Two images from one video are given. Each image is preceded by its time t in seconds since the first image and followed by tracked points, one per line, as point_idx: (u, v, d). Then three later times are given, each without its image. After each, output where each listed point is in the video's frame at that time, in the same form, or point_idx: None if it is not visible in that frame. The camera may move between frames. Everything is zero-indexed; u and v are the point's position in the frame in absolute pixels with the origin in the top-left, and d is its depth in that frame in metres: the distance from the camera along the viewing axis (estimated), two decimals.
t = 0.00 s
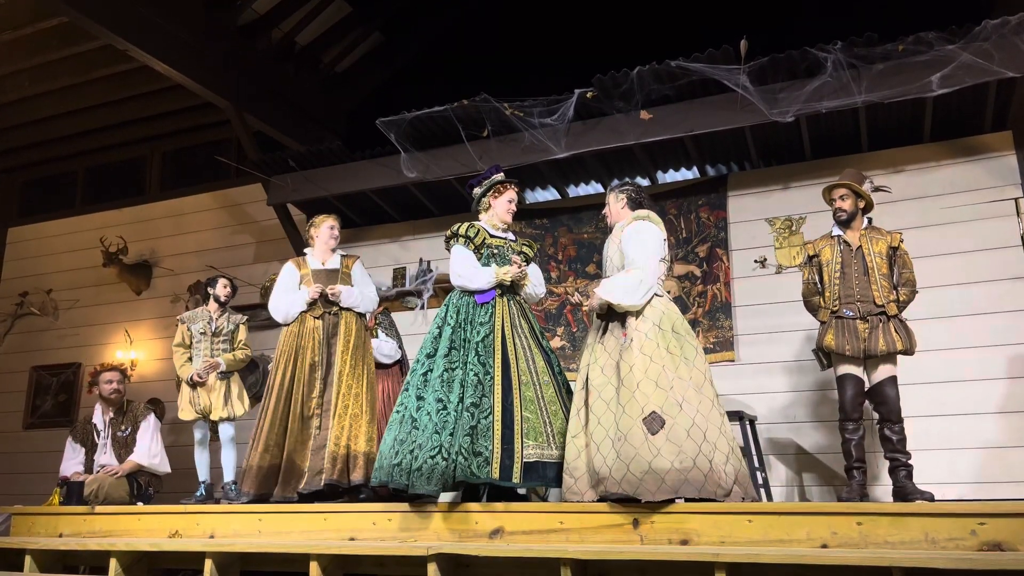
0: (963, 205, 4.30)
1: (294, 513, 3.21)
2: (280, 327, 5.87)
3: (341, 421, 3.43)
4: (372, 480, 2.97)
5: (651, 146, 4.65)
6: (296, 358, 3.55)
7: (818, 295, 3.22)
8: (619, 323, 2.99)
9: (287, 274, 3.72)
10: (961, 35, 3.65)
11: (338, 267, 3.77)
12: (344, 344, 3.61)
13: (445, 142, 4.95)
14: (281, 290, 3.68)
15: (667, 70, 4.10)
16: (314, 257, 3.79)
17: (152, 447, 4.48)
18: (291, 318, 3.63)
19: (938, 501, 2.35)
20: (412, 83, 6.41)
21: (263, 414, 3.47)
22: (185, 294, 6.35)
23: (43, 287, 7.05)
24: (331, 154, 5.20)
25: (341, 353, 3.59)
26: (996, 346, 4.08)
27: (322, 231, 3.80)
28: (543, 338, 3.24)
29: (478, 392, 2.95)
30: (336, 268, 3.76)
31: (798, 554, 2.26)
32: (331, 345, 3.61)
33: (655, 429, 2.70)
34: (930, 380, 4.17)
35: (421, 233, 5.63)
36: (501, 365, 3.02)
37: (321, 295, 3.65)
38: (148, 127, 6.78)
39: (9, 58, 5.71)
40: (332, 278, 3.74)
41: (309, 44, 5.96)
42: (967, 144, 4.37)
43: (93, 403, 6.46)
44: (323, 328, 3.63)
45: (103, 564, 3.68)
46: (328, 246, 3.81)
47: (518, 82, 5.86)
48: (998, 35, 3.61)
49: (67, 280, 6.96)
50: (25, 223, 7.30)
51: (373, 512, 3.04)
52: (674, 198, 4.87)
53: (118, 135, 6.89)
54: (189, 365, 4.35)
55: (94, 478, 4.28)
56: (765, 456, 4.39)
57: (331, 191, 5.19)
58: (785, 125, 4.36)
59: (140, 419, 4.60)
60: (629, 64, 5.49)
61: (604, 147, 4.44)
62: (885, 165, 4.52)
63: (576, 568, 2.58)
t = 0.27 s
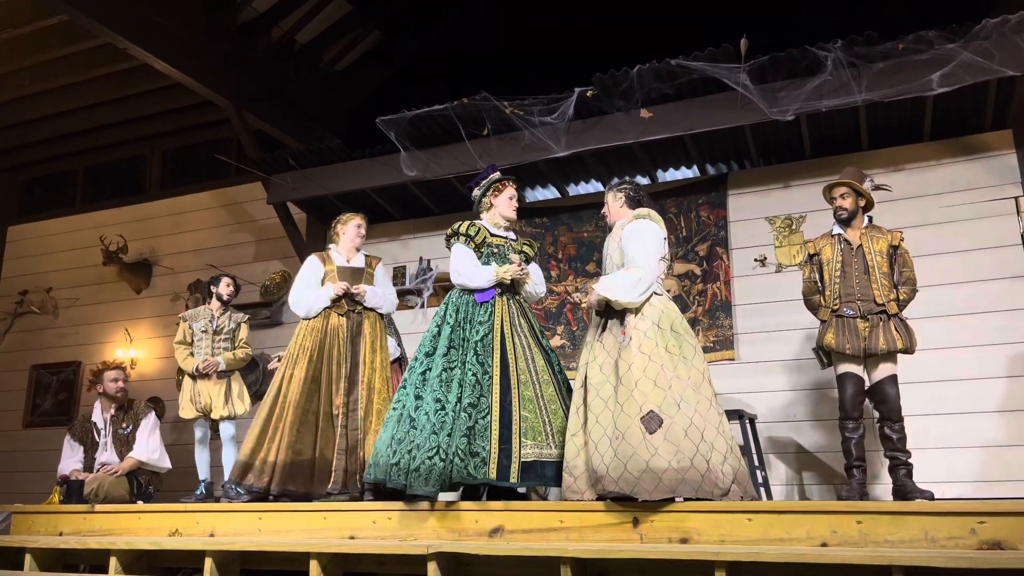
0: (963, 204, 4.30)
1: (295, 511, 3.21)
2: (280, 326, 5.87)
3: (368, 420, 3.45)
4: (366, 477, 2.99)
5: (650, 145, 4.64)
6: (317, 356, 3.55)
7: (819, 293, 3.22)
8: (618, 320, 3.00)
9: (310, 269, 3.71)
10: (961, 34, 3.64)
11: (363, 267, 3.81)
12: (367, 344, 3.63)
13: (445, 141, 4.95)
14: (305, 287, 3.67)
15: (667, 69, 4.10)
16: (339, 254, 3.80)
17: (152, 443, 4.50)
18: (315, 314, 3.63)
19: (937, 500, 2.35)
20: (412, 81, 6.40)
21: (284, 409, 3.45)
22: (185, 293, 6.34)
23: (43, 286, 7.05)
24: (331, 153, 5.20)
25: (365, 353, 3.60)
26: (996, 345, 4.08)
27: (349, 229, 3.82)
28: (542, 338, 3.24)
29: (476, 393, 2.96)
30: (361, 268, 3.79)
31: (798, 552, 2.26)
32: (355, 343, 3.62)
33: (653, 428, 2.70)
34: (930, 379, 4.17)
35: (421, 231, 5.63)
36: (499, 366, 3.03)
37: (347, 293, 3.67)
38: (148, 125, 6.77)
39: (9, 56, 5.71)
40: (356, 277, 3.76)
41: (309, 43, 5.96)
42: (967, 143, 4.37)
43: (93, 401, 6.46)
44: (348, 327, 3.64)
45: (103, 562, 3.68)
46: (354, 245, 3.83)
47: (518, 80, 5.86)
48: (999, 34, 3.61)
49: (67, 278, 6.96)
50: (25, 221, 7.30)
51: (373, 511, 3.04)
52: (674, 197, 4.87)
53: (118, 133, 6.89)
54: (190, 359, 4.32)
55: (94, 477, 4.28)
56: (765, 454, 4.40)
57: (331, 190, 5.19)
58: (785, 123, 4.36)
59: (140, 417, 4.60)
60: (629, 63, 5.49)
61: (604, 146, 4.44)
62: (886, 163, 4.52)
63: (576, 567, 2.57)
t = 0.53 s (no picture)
0: (963, 203, 4.30)
1: (295, 509, 3.21)
2: (280, 324, 5.87)
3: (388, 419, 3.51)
4: (357, 472, 3.02)
5: (650, 143, 4.64)
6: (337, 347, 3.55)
7: (819, 292, 3.23)
8: (617, 318, 3.00)
9: (332, 260, 3.68)
10: (962, 32, 3.64)
11: (386, 264, 3.79)
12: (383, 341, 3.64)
13: (445, 139, 4.94)
14: (326, 278, 3.64)
15: (667, 67, 4.09)
16: (362, 249, 3.79)
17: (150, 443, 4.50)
18: (333, 306, 3.62)
19: (936, 499, 2.35)
20: (412, 80, 6.40)
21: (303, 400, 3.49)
22: (185, 291, 6.34)
23: (42, 284, 7.04)
24: (331, 151, 5.19)
25: (382, 349, 3.62)
26: (996, 343, 4.08)
27: (375, 224, 3.79)
28: (539, 340, 3.22)
29: (470, 396, 2.96)
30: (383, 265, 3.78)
31: (797, 550, 2.26)
32: (373, 340, 3.62)
33: (652, 426, 2.69)
34: (929, 377, 4.18)
35: (421, 230, 5.63)
36: (494, 368, 3.03)
37: (367, 289, 3.65)
38: (148, 123, 6.77)
39: (8, 54, 5.70)
40: (377, 274, 3.75)
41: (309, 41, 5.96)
42: (967, 141, 4.37)
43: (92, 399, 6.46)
44: (364, 323, 3.63)
45: (102, 560, 3.68)
46: (378, 240, 3.80)
47: (518, 79, 5.85)
48: (999, 32, 3.61)
49: (67, 277, 6.95)
50: (24, 220, 7.29)
51: (373, 509, 3.04)
52: (673, 195, 4.87)
53: (118, 131, 6.88)
54: (193, 355, 4.31)
55: (93, 475, 4.27)
56: (765, 453, 4.40)
57: (331, 188, 5.19)
58: (784, 122, 4.36)
59: (139, 415, 4.60)
60: (630, 61, 5.48)
61: (604, 144, 4.43)
62: (886, 162, 4.52)
63: (576, 565, 2.58)
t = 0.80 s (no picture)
0: (963, 201, 4.30)
1: (294, 508, 3.21)
2: (280, 323, 5.87)
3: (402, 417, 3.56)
4: (349, 466, 3.03)
5: (649, 142, 4.64)
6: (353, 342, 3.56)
7: (818, 290, 3.21)
8: (617, 316, 3.00)
9: (340, 257, 3.65)
10: (961, 31, 3.64)
11: (393, 262, 3.81)
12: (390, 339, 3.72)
13: (445, 138, 4.94)
14: (333, 275, 3.61)
15: (667, 66, 4.09)
16: (369, 246, 3.77)
17: (151, 443, 4.51)
18: (344, 302, 3.58)
19: (936, 497, 2.35)
20: (412, 79, 6.40)
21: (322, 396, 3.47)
22: (185, 290, 6.34)
23: (42, 283, 7.04)
24: (331, 150, 5.19)
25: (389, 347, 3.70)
26: (996, 342, 4.08)
27: (381, 221, 3.78)
28: (533, 344, 3.23)
29: (463, 398, 2.96)
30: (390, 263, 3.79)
31: (796, 549, 2.26)
32: (381, 338, 3.67)
33: (653, 425, 2.69)
34: (929, 376, 4.18)
35: (420, 229, 5.63)
36: (489, 371, 3.03)
37: (378, 287, 3.66)
38: (148, 122, 6.77)
39: (8, 53, 5.70)
40: (386, 272, 3.75)
41: (309, 40, 5.95)
42: (967, 140, 4.37)
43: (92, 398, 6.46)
44: (375, 319, 3.66)
45: (102, 559, 3.68)
46: (384, 237, 3.80)
47: (518, 78, 5.85)
48: (999, 31, 3.61)
49: (67, 276, 6.95)
50: (24, 219, 7.29)
51: (372, 508, 3.04)
52: (673, 194, 4.87)
53: (117, 130, 6.88)
54: (195, 352, 4.32)
55: (93, 474, 4.27)
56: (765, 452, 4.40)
57: (331, 187, 5.19)
58: (784, 121, 4.36)
59: (140, 415, 4.60)
60: (630, 60, 5.48)
61: (603, 143, 4.42)
62: (885, 160, 4.52)
63: (576, 563, 2.58)
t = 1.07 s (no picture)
0: (963, 200, 4.30)
1: (294, 507, 3.21)
2: (279, 322, 5.88)
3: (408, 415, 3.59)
4: (344, 462, 3.01)
5: (649, 141, 4.64)
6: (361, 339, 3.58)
7: (818, 289, 3.21)
8: (620, 314, 3.01)
9: (342, 253, 3.63)
10: (961, 29, 3.65)
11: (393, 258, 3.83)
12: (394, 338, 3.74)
13: (444, 137, 4.94)
14: (337, 271, 3.59)
15: (667, 65, 4.09)
16: (369, 243, 3.77)
17: (152, 440, 4.48)
18: (350, 299, 3.57)
19: (935, 496, 2.35)
20: (412, 78, 6.40)
21: (331, 394, 3.48)
22: (184, 289, 6.34)
23: (42, 282, 7.04)
24: (331, 149, 5.19)
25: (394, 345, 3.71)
26: (995, 341, 4.08)
27: (378, 218, 3.78)
28: (530, 346, 3.23)
29: (459, 398, 2.96)
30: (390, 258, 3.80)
31: (796, 548, 2.26)
32: (387, 334, 3.70)
33: (655, 424, 2.69)
34: (928, 374, 4.18)
35: (420, 228, 5.63)
36: (485, 371, 3.04)
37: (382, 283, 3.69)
38: (147, 121, 6.77)
39: (8, 52, 5.70)
40: (388, 268, 3.77)
41: (309, 39, 5.95)
42: (966, 139, 4.37)
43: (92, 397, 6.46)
44: (380, 317, 3.68)
45: (102, 558, 3.69)
46: (383, 233, 3.81)
47: (518, 77, 5.85)
48: (999, 30, 3.61)
49: (66, 275, 6.95)
50: (24, 218, 7.29)
51: (372, 507, 3.04)
52: (673, 193, 4.88)
53: (117, 129, 6.88)
54: (195, 354, 4.33)
55: (93, 473, 4.27)
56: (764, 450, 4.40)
57: (331, 186, 5.19)
58: (784, 120, 4.36)
59: (140, 413, 4.58)
60: (630, 59, 5.48)
61: (603, 142, 4.42)
62: (885, 159, 4.52)
63: (576, 562, 2.58)
